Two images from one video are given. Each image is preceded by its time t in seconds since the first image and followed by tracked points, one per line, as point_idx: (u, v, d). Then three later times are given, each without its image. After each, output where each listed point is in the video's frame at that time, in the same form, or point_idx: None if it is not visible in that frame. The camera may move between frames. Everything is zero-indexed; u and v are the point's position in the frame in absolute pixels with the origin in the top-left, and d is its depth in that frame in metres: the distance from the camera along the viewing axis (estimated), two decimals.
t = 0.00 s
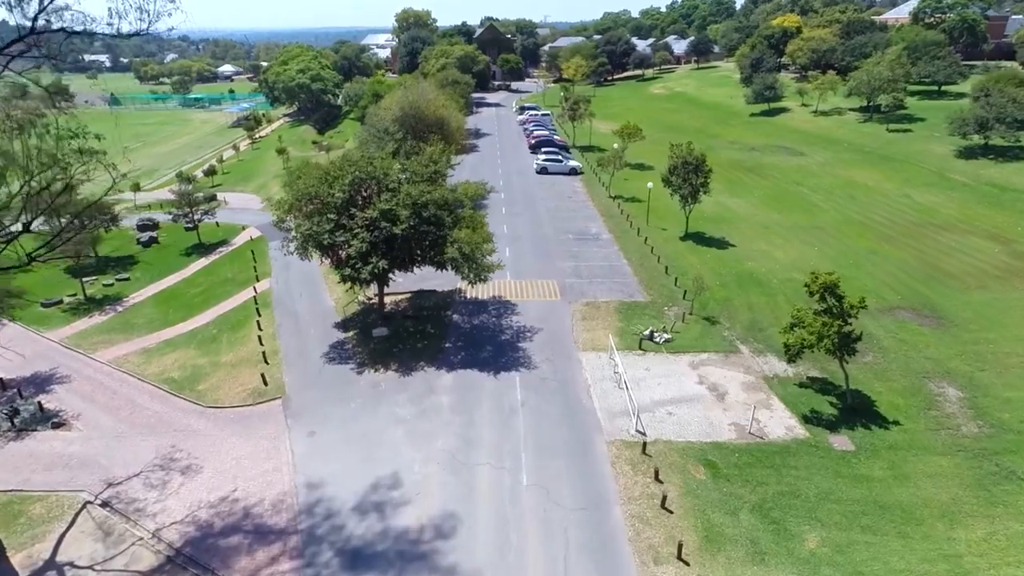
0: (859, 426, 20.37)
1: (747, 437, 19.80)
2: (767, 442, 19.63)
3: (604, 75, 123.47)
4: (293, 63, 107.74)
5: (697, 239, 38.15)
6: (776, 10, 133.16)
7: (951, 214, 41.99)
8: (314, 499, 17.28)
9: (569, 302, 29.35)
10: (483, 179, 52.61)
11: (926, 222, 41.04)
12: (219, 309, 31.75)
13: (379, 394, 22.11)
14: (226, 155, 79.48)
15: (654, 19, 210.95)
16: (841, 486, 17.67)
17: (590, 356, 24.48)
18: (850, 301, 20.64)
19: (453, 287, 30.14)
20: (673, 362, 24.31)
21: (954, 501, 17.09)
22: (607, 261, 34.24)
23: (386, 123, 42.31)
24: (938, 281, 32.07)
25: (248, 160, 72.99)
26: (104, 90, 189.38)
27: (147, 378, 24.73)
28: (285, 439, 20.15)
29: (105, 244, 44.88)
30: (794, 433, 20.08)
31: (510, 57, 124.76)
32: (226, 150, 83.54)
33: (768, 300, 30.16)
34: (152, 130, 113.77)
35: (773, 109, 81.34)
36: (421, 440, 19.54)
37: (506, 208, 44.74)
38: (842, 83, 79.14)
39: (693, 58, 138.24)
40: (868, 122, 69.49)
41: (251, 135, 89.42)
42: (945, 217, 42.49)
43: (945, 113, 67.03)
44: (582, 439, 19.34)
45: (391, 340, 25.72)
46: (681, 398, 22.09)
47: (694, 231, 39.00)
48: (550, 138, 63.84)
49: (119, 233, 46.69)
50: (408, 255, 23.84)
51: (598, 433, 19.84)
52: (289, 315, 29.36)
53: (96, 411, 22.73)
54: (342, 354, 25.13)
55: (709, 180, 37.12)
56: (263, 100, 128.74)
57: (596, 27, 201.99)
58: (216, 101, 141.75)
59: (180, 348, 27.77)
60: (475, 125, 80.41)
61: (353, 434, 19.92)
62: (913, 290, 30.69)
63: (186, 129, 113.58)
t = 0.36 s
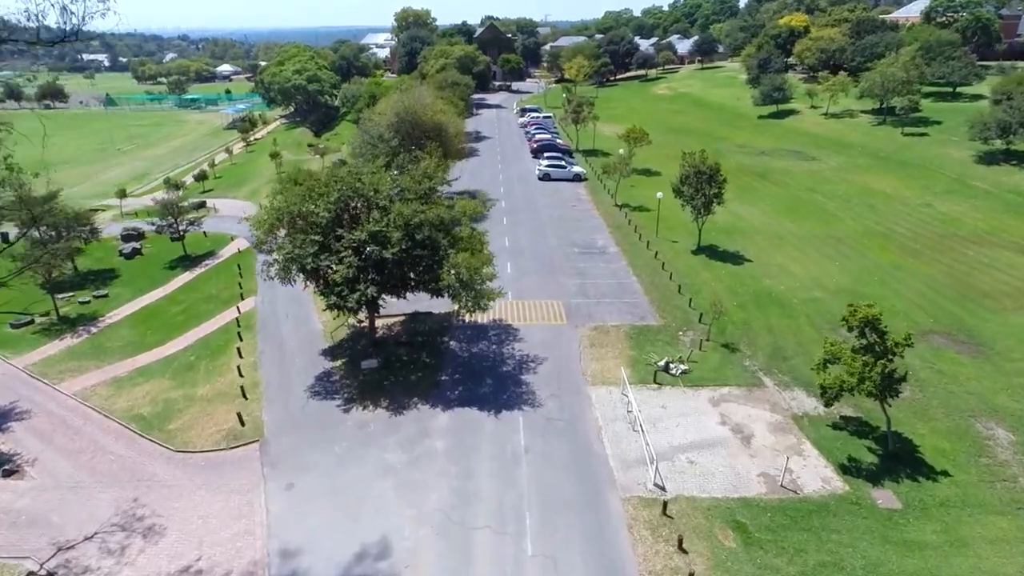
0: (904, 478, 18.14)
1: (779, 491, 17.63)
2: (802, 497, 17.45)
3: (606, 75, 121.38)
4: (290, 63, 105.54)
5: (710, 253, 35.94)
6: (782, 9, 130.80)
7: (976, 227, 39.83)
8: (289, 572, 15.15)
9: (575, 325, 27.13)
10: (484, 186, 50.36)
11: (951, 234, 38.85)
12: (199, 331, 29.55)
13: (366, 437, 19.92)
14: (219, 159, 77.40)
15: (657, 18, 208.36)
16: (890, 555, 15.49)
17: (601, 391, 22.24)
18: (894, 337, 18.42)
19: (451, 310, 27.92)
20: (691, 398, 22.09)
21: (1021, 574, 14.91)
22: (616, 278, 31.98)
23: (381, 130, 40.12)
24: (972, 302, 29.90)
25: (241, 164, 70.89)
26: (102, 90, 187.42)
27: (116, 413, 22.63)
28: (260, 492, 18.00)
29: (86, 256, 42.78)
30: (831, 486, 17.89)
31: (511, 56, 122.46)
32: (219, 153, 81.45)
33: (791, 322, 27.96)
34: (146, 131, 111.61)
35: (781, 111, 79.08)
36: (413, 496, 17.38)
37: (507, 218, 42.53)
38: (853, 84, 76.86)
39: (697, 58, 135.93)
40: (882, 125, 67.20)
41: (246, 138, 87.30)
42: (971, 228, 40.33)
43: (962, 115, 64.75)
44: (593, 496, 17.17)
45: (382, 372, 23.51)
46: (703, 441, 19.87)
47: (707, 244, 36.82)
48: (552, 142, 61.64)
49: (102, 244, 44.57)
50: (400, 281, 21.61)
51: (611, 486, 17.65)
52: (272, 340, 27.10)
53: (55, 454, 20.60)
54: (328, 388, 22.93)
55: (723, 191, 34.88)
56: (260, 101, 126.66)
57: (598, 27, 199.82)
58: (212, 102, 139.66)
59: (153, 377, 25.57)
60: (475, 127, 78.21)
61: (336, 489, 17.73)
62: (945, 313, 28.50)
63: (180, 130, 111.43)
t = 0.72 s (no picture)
0: (959, 545, 15.95)
1: (818, 561, 15.48)
2: (845, 569, 15.26)
3: (608, 77, 119.17)
4: (286, 65, 103.46)
5: (725, 269, 33.77)
6: (787, 10, 128.66)
7: (1004, 240, 37.72)
8: None
9: (582, 354, 24.93)
10: (483, 195, 48.17)
11: (979, 249, 36.72)
12: (176, 358, 27.39)
13: (351, 493, 17.76)
14: (212, 164, 75.37)
15: (659, 17, 206.07)
16: None
17: (612, 436, 19.99)
18: (948, 383, 16.18)
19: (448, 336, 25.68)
20: (713, 442, 19.90)
21: None
22: (626, 300, 29.80)
23: (375, 138, 37.92)
24: (1011, 326, 27.73)
25: (233, 170, 68.90)
26: (98, 91, 185.42)
27: (77, 457, 20.57)
28: (228, 562, 15.87)
29: (65, 270, 40.73)
30: (877, 554, 15.74)
31: (512, 57, 120.14)
32: (212, 157, 79.44)
33: (816, 350, 25.82)
34: (139, 134, 109.54)
35: (790, 115, 76.96)
36: (400, 570, 15.26)
37: (508, 230, 40.36)
38: (865, 86, 74.66)
39: (701, 58, 133.72)
40: (895, 129, 65.05)
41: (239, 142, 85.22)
42: (998, 241, 38.20)
43: (979, 120, 62.58)
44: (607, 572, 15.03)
45: (371, 411, 21.37)
46: (729, 497, 17.65)
47: (721, 260, 34.70)
48: (554, 148, 59.51)
49: (82, 257, 42.49)
50: (390, 314, 19.41)
51: (627, 558, 15.51)
52: (253, 371, 24.89)
53: (5, 509, 18.49)
54: (310, 431, 20.77)
55: (739, 204, 32.71)
56: (256, 104, 124.73)
57: (599, 27, 198.03)
58: (207, 104, 137.57)
59: (121, 412, 23.40)
60: (474, 131, 76.10)
61: (314, 561, 15.64)
62: (983, 340, 26.39)
63: (175, 133, 109.52)
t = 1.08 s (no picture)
0: None
1: None
2: None
3: (611, 78, 117.15)
4: (281, 66, 101.23)
5: (741, 288, 31.64)
6: (793, 9, 126.68)
7: None
8: None
9: (591, 388, 22.76)
10: (483, 204, 45.98)
11: (1010, 265, 34.66)
12: (148, 389, 25.21)
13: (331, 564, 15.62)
14: (204, 168, 73.26)
15: (661, 17, 204.10)
16: None
17: (626, 489, 17.82)
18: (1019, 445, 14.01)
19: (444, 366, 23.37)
20: (741, 497, 17.73)
21: None
22: (636, 324, 27.67)
23: (367, 147, 35.70)
24: None
25: (225, 175, 66.87)
26: (93, 92, 183.19)
27: (27, 513, 18.45)
28: None
29: (42, 285, 38.59)
30: None
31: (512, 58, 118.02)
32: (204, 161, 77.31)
33: (846, 381, 23.67)
34: (132, 137, 107.41)
35: (799, 118, 74.92)
36: None
37: (509, 243, 38.22)
38: (877, 89, 72.58)
39: (704, 59, 131.70)
40: (910, 134, 63.00)
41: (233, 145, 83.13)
42: None
43: (997, 124, 60.58)
44: None
45: (356, 458, 19.18)
46: (761, 567, 15.51)
47: (736, 277, 32.59)
48: (557, 153, 57.39)
49: (60, 272, 40.42)
50: (376, 354, 17.25)
51: None
52: (230, 406, 22.68)
53: None
54: (288, 481, 18.60)
55: (756, 219, 30.55)
56: (252, 106, 122.64)
57: (600, 27, 195.90)
58: (203, 105, 135.40)
59: (82, 454, 21.24)
60: (474, 135, 74.03)
61: None
62: None
63: (168, 136, 107.38)
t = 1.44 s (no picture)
0: None
1: None
2: None
3: (613, 80, 114.93)
4: (277, 67, 99.04)
5: (760, 309, 29.47)
6: (798, 9, 124.55)
7: None
8: None
9: (601, 428, 20.61)
10: (483, 214, 43.90)
11: None
12: (114, 425, 22.99)
13: None
14: (196, 174, 71.24)
15: (663, 17, 202.09)
16: None
17: (645, 558, 15.67)
18: None
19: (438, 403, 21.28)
20: (777, 567, 15.54)
21: None
22: (648, 352, 25.52)
23: (359, 156, 33.56)
24: None
25: (217, 181, 64.82)
26: (90, 93, 181.35)
27: None
28: None
29: (15, 302, 36.51)
30: None
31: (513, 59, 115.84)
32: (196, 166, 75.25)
33: (881, 419, 21.48)
34: (125, 139, 105.31)
35: (808, 122, 72.79)
36: None
37: (510, 258, 36.10)
38: (890, 92, 70.40)
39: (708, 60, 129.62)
40: (925, 138, 60.85)
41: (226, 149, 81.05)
42: None
43: (1016, 129, 58.49)
44: None
45: (338, 517, 16.97)
46: None
47: (754, 297, 30.42)
48: (560, 159, 55.18)
49: (37, 287, 38.39)
50: (358, 404, 14.95)
51: None
52: (202, 448, 20.50)
53: None
54: (260, 546, 16.43)
55: (777, 235, 28.44)
56: (248, 108, 120.57)
57: (602, 28, 193.79)
58: (198, 107, 133.41)
59: (34, 506, 19.11)
60: (473, 139, 71.93)
61: None
62: None
63: (162, 139, 105.33)
